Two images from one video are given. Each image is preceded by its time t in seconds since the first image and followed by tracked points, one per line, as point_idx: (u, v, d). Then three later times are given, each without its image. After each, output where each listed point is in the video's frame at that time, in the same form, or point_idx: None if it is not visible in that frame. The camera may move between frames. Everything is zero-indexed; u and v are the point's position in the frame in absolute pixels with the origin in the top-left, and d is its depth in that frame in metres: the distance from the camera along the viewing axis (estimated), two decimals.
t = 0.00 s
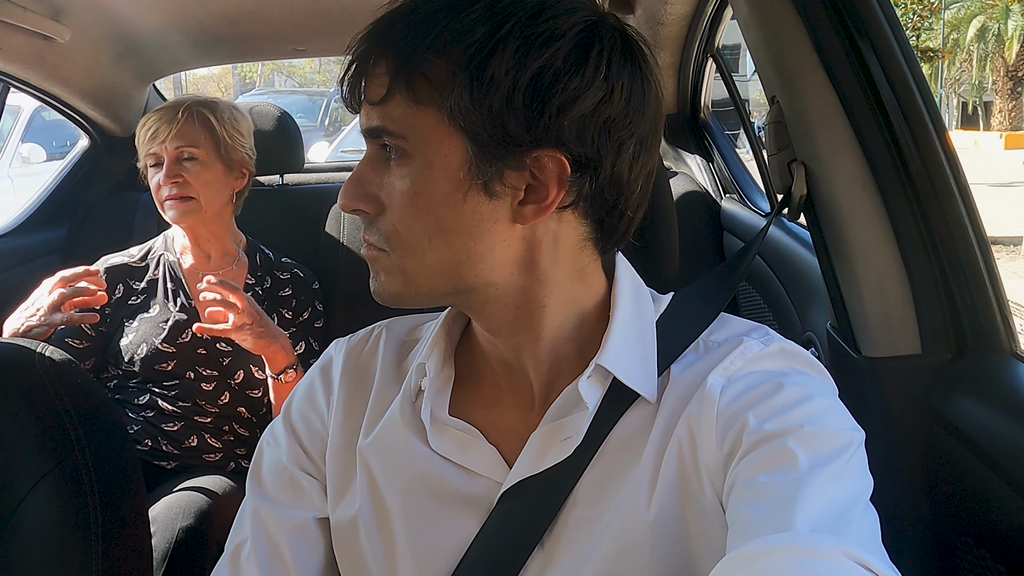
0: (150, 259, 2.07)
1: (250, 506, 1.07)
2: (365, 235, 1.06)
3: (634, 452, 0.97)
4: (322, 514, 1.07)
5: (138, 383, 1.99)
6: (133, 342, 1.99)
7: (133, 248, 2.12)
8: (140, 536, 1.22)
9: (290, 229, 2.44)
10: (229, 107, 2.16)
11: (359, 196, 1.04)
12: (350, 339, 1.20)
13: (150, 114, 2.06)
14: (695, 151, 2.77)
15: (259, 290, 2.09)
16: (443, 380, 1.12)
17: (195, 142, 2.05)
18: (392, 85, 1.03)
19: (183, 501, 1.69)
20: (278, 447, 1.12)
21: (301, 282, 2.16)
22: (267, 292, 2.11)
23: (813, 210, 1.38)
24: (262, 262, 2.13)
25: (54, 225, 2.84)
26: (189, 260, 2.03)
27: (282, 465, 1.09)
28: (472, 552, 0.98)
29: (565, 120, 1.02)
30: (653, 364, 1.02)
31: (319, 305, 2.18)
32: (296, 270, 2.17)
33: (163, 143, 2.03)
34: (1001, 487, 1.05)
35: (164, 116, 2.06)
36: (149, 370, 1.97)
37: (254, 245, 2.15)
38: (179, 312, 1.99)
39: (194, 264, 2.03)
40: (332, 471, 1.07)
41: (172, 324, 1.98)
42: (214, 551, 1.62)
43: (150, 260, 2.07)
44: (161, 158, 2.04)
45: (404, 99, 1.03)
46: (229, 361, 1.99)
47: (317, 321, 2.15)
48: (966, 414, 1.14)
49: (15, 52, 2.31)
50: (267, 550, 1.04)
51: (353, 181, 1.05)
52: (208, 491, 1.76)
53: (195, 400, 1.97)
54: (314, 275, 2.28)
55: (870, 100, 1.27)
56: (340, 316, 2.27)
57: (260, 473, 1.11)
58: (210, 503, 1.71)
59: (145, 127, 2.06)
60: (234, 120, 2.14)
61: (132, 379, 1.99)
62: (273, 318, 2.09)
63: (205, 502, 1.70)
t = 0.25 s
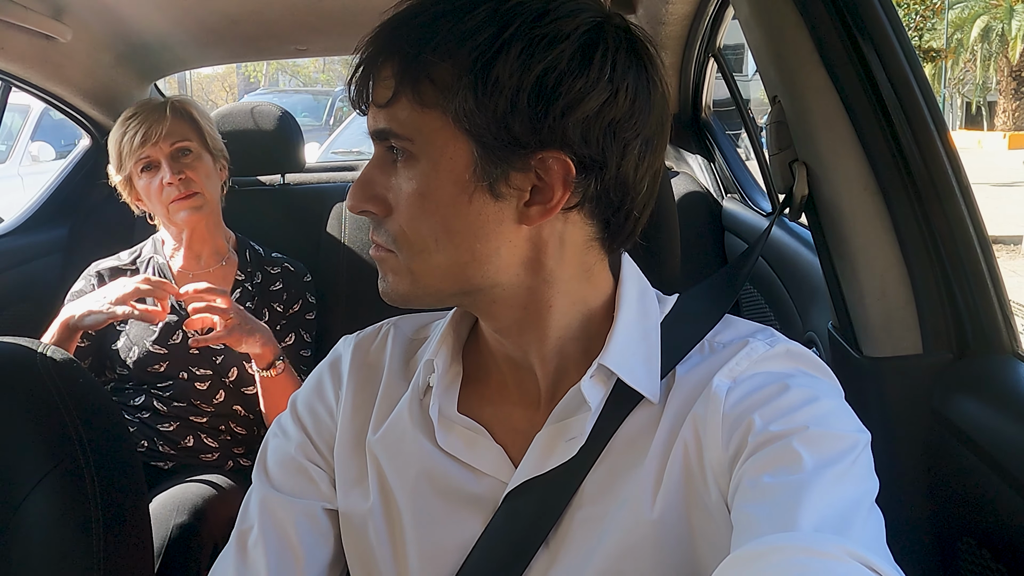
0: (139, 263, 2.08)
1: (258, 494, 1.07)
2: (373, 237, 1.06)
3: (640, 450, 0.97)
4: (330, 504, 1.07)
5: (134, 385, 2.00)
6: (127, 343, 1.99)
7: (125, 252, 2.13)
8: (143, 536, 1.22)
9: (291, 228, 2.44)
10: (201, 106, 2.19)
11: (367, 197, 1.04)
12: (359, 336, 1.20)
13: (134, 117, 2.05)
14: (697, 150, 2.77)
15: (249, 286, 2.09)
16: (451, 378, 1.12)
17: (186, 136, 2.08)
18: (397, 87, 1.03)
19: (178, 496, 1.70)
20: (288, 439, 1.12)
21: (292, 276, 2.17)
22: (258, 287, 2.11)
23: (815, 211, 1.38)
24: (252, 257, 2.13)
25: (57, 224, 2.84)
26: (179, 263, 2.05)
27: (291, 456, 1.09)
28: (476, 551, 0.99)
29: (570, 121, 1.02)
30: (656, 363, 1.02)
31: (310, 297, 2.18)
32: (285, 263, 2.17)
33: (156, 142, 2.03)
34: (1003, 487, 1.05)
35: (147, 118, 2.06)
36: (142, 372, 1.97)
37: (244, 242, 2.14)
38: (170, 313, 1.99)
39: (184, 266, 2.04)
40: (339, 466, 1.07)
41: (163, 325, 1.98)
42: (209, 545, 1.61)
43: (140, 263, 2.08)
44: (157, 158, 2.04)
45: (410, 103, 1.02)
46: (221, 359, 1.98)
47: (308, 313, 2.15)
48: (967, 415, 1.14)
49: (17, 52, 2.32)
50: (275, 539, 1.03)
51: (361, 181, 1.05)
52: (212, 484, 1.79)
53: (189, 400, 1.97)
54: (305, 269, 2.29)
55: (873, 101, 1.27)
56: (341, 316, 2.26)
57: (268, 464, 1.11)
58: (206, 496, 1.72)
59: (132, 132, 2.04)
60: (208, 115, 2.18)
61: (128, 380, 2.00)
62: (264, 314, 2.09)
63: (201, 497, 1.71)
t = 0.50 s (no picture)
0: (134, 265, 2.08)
1: (252, 493, 1.06)
2: (373, 240, 1.06)
3: (644, 457, 0.98)
4: (326, 508, 1.08)
5: (134, 386, 2.00)
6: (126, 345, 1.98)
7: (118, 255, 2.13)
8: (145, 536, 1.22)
9: (293, 228, 2.44)
10: (182, 105, 2.16)
11: (365, 199, 1.04)
12: (357, 336, 1.21)
13: (114, 121, 2.03)
14: (698, 150, 2.77)
15: (244, 284, 2.10)
16: (452, 380, 1.12)
17: (170, 140, 2.05)
18: (396, 90, 1.02)
19: (186, 497, 1.70)
20: (282, 439, 1.11)
21: (286, 271, 2.16)
22: (253, 285, 2.11)
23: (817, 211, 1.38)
24: (244, 255, 2.13)
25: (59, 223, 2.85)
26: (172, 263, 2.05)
27: (285, 455, 1.09)
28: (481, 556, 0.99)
29: (573, 122, 1.02)
30: (664, 364, 1.03)
31: (305, 294, 2.17)
32: (279, 260, 2.17)
33: (138, 146, 2.01)
34: (1004, 487, 1.06)
35: (128, 121, 2.04)
36: (141, 373, 1.98)
37: (235, 240, 2.15)
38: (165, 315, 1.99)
39: (179, 267, 2.05)
40: (337, 471, 1.07)
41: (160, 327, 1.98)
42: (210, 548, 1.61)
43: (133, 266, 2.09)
44: (140, 162, 2.02)
45: (410, 104, 1.02)
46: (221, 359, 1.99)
47: (304, 309, 2.15)
48: (969, 415, 1.14)
49: (18, 51, 2.32)
50: (269, 540, 1.03)
51: (358, 185, 1.05)
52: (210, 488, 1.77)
53: (189, 400, 1.97)
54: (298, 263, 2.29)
55: (875, 100, 1.27)
56: (342, 315, 2.27)
57: (262, 463, 1.10)
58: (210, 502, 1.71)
59: (112, 135, 2.02)
60: (190, 114, 2.15)
61: (127, 381, 2.00)
62: (260, 311, 2.10)
63: (206, 501, 1.71)
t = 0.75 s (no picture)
0: (135, 265, 2.09)
1: (256, 491, 1.06)
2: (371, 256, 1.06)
3: (647, 461, 0.97)
4: (329, 508, 1.08)
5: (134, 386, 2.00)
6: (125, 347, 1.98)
7: (120, 255, 2.14)
8: (147, 537, 1.22)
9: (293, 228, 2.44)
10: (189, 107, 2.11)
11: (363, 214, 1.04)
12: (359, 337, 1.21)
13: (112, 119, 2.03)
14: (699, 150, 2.77)
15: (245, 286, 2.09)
16: (453, 384, 1.12)
17: (158, 145, 2.01)
18: (390, 107, 1.01)
19: (179, 495, 1.70)
20: (287, 440, 1.11)
21: (287, 274, 2.16)
22: (254, 286, 2.11)
23: (818, 212, 1.38)
24: (246, 256, 2.13)
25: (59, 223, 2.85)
26: (173, 265, 2.03)
27: (288, 456, 1.09)
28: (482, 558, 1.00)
29: (570, 138, 1.02)
30: (667, 367, 1.03)
31: (307, 294, 2.19)
32: (281, 261, 2.17)
33: (127, 148, 2.00)
34: (1004, 488, 1.05)
35: (126, 121, 2.03)
36: (141, 374, 1.98)
37: (238, 241, 2.14)
38: (167, 315, 1.99)
39: (179, 268, 2.03)
40: (341, 472, 1.07)
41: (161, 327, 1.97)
42: (206, 549, 1.61)
43: (135, 266, 2.09)
44: (127, 164, 2.01)
45: (402, 124, 1.01)
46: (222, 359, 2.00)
47: (304, 310, 2.17)
48: (970, 415, 1.14)
49: (19, 51, 2.32)
50: (274, 541, 1.03)
51: (356, 201, 1.04)
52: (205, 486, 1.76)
53: (188, 400, 1.97)
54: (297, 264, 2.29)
55: (875, 101, 1.27)
56: (343, 316, 2.27)
57: (265, 463, 1.10)
58: (206, 496, 1.72)
59: (108, 132, 2.03)
60: (196, 119, 2.09)
61: (127, 381, 1.99)
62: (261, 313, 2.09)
63: (200, 497, 1.71)
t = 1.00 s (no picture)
0: (142, 263, 2.09)
1: (264, 485, 1.08)
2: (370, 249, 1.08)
3: (641, 455, 0.98)
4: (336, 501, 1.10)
5: (134, 384, 2.00)
6: (127, 345, 1.99)
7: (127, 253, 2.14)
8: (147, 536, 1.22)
9: (293, 228, 2.44)
10: (209, 110, 2.13)
11: (361, 207, 1.05)
12: (364, 334, 1.21)
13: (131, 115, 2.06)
14: (699, 150, 2.77)
15: (251, 288, 2.10)
16: (451, 381, 1.13)
17: (173, 143, 2.03)
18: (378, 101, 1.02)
19: (179, 495, 1.70)
20: (294, 434, 1.12)
21: (293, 277, 2.18)
22: (260, 288, 2.12)
23: (817, 212, 1.37)
24: (254, 259, 2.14)
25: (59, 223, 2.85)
26: (179, 264, 2.05)
27: (296, 450, 1.10)
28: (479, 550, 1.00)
29: (549, 135, 1.00)
30: (659, 362, 1.02)
31: (312, 299, 2.20)
32: (287, 265, 2.19)
33: (142, 143, 2.03)
34: (1004, 487, 1.05)
35: (145, 117, 2.06)
36: (143, 373, 1.98)
37: (245, 243, 2.15)
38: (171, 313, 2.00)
39: (184, 266, 2.05)
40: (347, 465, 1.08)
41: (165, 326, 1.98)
42: (207, 550, 1.61)
43: (142, 264, 2.09)
44: (141, 159, 2.03)
45: (392, 120, 1.02)
46: (224, 360, 1.99)
47: (311, 315, 2.18)
48: (970, 415, 1.14)
49: (19, 51, 2.32)
50: (281, 534, 1.04)
51: (354, 195, 1.06)
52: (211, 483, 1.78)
53: (190, 400, 1.97)
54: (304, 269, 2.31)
55: (876, 101, 1.27)
56: (343, 316, 2.27)
57: (273, 457, 1.11)
58: (206, 495, 1.72)
59: (126, 127, 2.06)
60: (213, 122, 2.11)
61: (128, 380, 2.00)
62: (267, 315, 2.11)
63: (201, 497, 1.70)
